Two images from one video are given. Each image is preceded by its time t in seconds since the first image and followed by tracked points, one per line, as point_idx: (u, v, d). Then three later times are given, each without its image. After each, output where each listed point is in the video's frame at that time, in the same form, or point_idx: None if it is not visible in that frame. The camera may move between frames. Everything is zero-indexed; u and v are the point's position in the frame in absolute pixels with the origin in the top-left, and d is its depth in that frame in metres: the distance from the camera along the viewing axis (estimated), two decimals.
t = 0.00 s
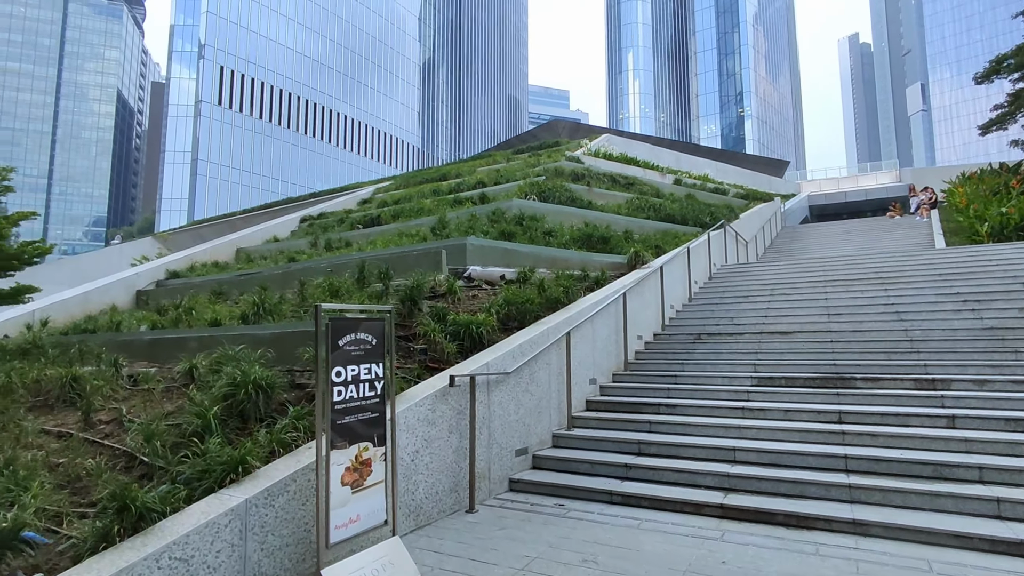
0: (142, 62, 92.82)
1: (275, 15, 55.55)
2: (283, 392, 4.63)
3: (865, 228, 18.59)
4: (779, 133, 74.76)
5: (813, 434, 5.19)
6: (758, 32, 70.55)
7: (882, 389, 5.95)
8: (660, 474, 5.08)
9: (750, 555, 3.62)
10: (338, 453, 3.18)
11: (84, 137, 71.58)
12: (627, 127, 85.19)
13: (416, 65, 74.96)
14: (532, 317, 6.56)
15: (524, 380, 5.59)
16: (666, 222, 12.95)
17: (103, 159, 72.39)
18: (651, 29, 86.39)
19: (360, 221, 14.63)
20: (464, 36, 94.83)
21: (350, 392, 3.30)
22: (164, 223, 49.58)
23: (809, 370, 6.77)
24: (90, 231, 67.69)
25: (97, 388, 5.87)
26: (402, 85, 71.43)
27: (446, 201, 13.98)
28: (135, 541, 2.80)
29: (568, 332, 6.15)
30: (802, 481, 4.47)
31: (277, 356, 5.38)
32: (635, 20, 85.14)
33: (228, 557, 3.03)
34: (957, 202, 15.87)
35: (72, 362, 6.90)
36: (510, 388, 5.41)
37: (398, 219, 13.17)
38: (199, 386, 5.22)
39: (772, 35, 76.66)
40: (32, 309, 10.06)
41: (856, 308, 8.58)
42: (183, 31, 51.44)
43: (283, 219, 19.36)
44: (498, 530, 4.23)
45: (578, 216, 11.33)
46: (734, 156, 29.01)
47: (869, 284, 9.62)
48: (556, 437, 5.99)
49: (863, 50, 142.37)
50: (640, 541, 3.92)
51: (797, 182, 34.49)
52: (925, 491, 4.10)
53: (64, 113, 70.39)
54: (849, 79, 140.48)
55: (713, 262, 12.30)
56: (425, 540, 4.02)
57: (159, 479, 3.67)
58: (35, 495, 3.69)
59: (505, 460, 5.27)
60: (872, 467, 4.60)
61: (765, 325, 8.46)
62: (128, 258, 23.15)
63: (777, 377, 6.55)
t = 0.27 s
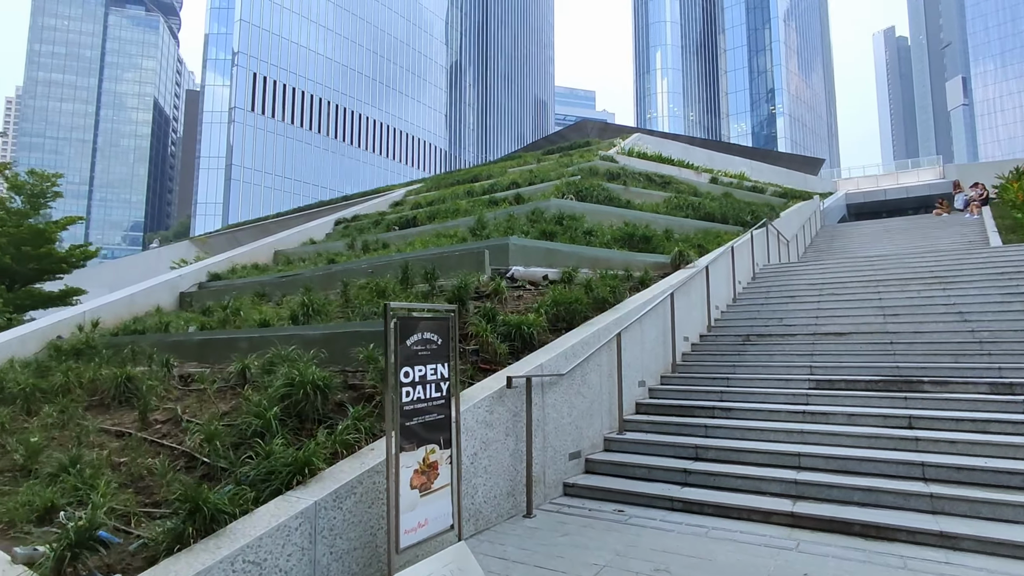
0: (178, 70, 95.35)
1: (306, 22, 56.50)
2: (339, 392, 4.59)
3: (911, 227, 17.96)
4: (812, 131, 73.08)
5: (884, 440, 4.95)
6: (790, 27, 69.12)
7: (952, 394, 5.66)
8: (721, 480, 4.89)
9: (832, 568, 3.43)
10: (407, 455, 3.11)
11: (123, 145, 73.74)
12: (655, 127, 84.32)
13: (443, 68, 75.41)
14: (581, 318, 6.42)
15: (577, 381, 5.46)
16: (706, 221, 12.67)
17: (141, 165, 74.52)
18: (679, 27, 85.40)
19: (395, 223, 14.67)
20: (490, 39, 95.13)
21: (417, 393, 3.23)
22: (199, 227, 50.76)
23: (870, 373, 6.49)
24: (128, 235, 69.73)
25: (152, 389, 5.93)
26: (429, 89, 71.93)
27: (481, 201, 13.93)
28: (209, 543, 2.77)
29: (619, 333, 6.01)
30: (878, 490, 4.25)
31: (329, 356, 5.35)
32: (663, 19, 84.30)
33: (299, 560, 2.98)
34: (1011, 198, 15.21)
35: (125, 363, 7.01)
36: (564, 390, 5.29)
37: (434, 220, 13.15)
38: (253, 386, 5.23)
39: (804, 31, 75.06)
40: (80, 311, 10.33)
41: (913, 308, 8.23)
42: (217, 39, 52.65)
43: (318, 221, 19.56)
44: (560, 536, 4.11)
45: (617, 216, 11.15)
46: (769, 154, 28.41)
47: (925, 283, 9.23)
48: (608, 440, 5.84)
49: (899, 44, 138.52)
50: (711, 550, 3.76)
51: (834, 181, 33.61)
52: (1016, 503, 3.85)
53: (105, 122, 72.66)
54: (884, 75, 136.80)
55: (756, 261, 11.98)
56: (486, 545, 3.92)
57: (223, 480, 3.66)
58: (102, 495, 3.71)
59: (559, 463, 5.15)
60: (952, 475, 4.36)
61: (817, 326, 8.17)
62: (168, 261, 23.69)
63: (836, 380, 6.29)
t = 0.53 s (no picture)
0: (215, 79, 98.05)
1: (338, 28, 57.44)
2: (395, 396, 4.53)
3: (965, 222, 17.18)
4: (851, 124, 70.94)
5: (966, 449, 4.64)
6: (827, 19, 67.31)
7: None
8: (790, 489, 4.66)
9: None
10: (477, 464, 3.01)
11: (164, 152, 76.04)
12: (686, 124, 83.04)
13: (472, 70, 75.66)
14: (633, 319, 6.25)
15: (633, 385, 5.30)
16: (750, 218, 12.32)
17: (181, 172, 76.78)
18: (710, 23, 84.06)
19: (433, 224, 14.67)
20: (518, 40, 95.25)
21: (485, 399, 3.12)
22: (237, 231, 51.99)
23: (940, 376, 6.13)
24: (169, 240, 71.89)
25: (206, 391, 5.98)
26: (459, 90, 72.25)
27: (518, 201, 13.84)
28: (280, 551, 2.71)
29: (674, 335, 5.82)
30: (967, 503, 3.97)
31: (382, 358, 5.31)
32: (693, 14, 83.11)
33: (369, 571, 2.90)
34: None
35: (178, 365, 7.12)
36: (620, 394, 5.13)
37: (472, 221, 13.09)
38: (306, 389, 5.22)
39: (842, 22, 73.03)
40: (131, 313, 10.62)
41: (981, 308, 7.79)
42: (252, 47, 53.90)
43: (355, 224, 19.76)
44: (626, 547, 3.95)
45: (660, 214, 10.91)
46: (809, 149, 27.63)
47: (991, 281, 8.76)
48: (664, 445, 5.65)
49: (941, 34, 133.65)
50: (791, 565, 3.56)
51: (877, 175, 32.50)
52: None
53: (146, 130, 75.13)
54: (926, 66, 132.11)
55: (804, 259, 11.58)
56: (550, 555, 3.80)
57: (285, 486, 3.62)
58: (167, 498, 3.72)
59: (617, 470, 4.99)
60: None
61: (877, 327, 7.80)
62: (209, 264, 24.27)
63: (905, 384, 5.97)
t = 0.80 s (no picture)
0: (249, 85, 100.26)
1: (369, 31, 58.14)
2: (449, 397, 4.39)
3: None
4: (893, 117, 68.51)
5: None
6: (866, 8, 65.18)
7: None
8: (866, 497, 4.35)
9: None
10: (548, 468, 2.84)
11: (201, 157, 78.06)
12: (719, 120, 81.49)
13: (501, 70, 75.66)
14: (687, 317, 6.00)
15: (691, 386, 5.07)
16: (798, 213, 11.87)
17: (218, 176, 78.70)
18: (743, 16, 82.35)
19: (469, 223, 14.57)
20: (547, 39, 94.97)
21: (554, 400, 2.95)
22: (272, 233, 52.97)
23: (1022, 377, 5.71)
24: (207, 243, 73.78)
25: (255, 391, 5.96)
26: (487, 90, 72.26)
27: (556, 199, 13.65)
28: (347, 558, 2.59)
29: (733, 333, 5.56)
30: None
31: (432, 358, 5.19)
32: (725, 8, 81.56)
33: None
34: None
35: (225, 364, 7.13)
36: (679, 395, 4.90)
37: (509, 220, 12.94)
38: (357, 389, 5.14)
39: (882, 11, 70.64)
40: (177, 313, 10.82)
41: None
42: (286, 53, 54.92)
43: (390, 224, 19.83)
44: (696, 556, 3.72)
45: (704, 209, 10.59)
46: (852, 143, 26.70)
47: None
48: (723, 449, 5.39)
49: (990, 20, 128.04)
50: None
51: (924, 169, 31.23)
52: None
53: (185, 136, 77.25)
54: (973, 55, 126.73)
55: (856, 255, 11.08)
56: (618, 565, 3.60)
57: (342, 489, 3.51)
58: (225, 500, 3.66)
59: (677, 474, 4.77)
60: None
61: (943, 325, 7.35)
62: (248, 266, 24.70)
63: (982, 386, 5.57)
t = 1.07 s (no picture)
0: (285, 90, 102.32)
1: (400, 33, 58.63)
2: (507, 399, 4.23)
3: None
4: (941, 106, 65.69)
5: None
6: None
7: None
8: (957, 510, 4.02)
9: None
10: (628, 480, 2.65)
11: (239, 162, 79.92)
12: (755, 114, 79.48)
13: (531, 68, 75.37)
14: (749, 316, 5.71)
15: (759, 389, 4.80)
16: (852, 206, 11.35)
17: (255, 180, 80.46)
18: (780, 6, 80.19)
19: (508, 221, 14.40)
20: (577, 36, 94.26)
21: (634, 406, 2.75)
22: (308, 234, 53.84)
23: None
24: (245, 245, 75.46)
25: (304, 391, 5.92)
26: (518, 89, 72.07)
27: (596, 196, 13.38)
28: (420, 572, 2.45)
29: (801, 332, 5.25)
30: None
31: (485, 359, 5.05)
32: None
33: None
34: None
35: (273, 364, 7.13)
36: (747, 398, 4.64)
37: (549, 218, 12.73)
38: (409, 391, 5.03)
39: None
40: (222, 313, 10.95)
41: None
42: (321, 57, 55.82)
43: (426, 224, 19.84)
44: (775, 572, 3.48)
45: (754, 204, 10.20)
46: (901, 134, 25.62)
47: None
48: (791, 456, 5.10)
49: None
50: None
51: (979, 160, 29.76)
52: None
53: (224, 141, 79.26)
54: None
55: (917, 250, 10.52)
56: None
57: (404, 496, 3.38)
58: (284, 505, 3.57)
59: (746, 482, 4.51)
60: None
61: None
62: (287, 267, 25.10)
63: None
